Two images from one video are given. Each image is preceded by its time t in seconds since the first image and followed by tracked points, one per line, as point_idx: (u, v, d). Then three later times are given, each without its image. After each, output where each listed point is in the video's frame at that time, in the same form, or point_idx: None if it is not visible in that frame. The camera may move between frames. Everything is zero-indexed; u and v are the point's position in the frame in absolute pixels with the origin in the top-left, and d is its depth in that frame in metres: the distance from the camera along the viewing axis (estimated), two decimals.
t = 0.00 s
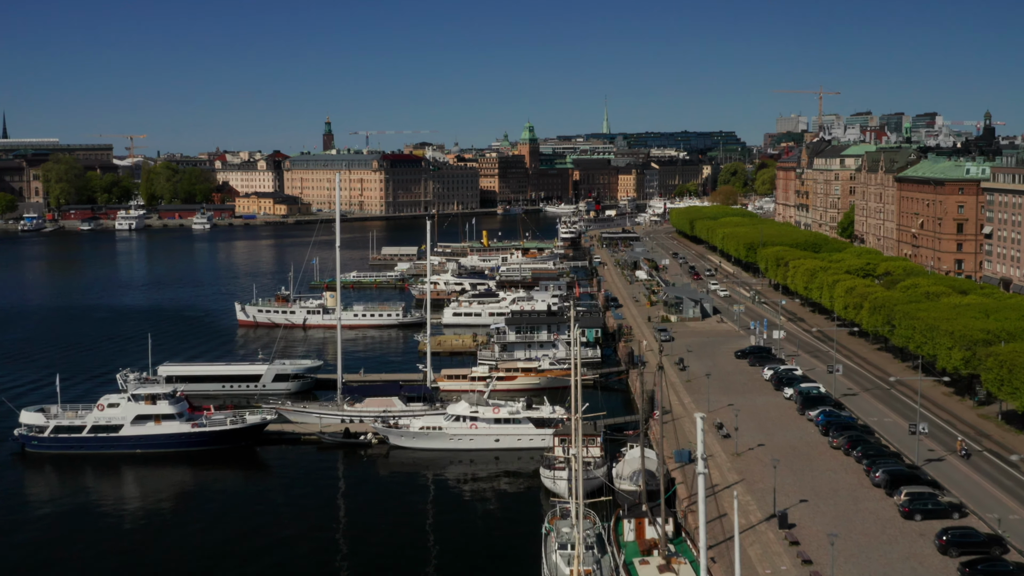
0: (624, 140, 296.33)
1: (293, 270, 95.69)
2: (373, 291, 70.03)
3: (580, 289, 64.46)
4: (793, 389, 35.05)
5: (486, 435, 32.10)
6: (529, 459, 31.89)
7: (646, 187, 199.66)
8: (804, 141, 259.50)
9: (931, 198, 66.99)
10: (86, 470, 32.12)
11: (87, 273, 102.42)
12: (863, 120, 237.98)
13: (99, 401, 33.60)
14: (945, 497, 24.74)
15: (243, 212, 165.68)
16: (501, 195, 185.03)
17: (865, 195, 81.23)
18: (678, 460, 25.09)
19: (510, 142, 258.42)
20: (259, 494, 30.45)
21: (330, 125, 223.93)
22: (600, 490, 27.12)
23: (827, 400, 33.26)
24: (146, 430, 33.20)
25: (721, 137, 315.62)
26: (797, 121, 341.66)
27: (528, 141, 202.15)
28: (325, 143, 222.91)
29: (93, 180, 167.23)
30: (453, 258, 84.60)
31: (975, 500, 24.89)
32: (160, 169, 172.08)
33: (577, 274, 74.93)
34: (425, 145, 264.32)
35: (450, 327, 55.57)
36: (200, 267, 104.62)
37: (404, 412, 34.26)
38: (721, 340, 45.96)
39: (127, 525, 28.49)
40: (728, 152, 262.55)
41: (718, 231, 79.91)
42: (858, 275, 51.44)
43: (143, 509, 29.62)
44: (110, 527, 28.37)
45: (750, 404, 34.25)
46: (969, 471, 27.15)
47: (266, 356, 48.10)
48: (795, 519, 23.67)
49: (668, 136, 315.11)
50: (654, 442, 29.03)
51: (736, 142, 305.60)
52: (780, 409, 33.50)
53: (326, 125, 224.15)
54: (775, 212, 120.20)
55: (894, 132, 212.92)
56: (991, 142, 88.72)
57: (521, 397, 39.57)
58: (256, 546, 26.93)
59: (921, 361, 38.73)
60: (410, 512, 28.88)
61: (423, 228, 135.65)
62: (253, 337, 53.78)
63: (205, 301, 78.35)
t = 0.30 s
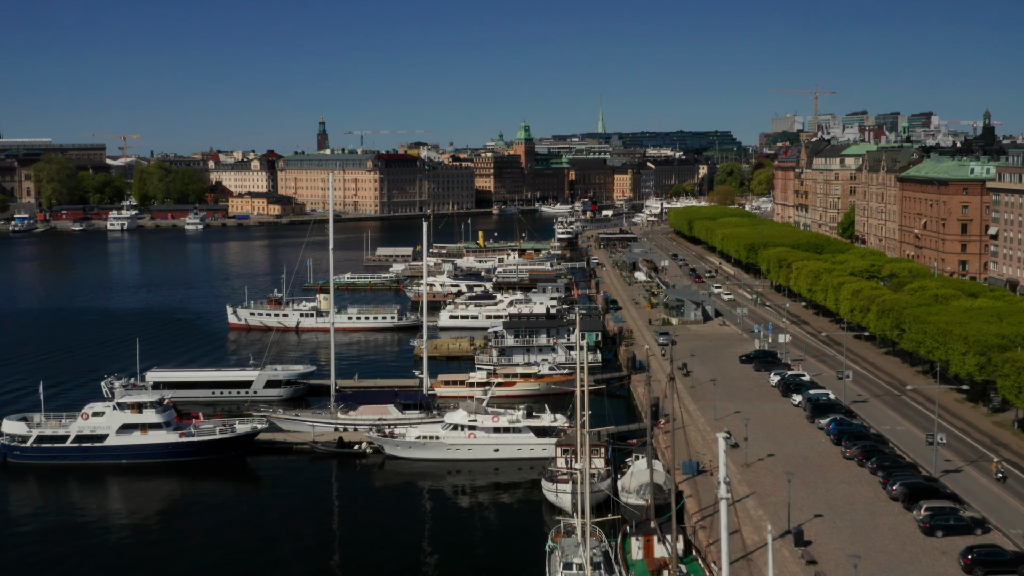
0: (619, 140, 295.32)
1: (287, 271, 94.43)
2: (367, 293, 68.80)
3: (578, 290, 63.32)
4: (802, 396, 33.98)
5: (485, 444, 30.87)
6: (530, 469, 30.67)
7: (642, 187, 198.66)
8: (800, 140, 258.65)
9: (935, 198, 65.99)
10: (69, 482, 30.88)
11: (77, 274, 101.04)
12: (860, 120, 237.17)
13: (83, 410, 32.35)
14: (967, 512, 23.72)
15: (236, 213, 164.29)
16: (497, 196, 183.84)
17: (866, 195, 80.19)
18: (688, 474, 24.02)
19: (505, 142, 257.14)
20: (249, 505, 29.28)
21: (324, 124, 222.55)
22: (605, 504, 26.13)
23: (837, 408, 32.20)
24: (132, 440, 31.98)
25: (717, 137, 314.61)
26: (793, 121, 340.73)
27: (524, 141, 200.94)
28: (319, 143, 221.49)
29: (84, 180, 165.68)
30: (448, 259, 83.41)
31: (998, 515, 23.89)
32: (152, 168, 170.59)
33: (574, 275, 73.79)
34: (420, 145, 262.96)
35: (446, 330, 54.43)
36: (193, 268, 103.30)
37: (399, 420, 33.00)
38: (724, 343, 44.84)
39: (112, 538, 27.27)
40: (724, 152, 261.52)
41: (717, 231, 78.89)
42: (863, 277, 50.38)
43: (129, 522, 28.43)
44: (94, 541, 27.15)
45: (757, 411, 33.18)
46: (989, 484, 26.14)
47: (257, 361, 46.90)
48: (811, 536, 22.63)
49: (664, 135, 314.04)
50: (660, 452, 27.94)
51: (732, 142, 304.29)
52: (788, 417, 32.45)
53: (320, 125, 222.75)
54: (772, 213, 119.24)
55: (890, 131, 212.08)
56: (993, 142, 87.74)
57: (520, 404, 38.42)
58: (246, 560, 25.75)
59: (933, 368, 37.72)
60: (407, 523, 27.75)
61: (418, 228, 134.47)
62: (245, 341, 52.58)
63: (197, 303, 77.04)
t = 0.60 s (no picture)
0: (614, 139, 294.37)
1: (281, 272, 93.22)
2: (362, 295, 67.66)
3: (576, 292, 62.19)
4: (812, 404, 32.88)
5: (484, 455, 29.65)
6: (531, 480, 29.49)
7: (638, 187, 197.69)
8: (796, 139, 257.87)
9: (938, 198, 65.03)
10: (52, 494, 29.67)
11: (68, 276, 99.70)
12: (856, 119, 236.35)
13: (67, 419, 31.11)
14: (990, 527, 22.72)
15: (230, 213, 163.02)
16: (492, 196, 182.70)
17: (867, 195, 79.17)
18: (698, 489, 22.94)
19: (500, 142, 256.11)
20: (240, 518, 28.12)
21: (318, 124, 221.25)
22: (611, 520, 24.95)
23: (849, 416, 31.12)
24: (117, 450, 30.76)
25: (712, 136, 313.72)
26: (789, 121, 339.86)
27: (519, 140, 199.82)
28: (313, 143, 220.20)
29: (76, 181, 164.22)
30: (444, 260, 82.27)
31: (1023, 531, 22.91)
32: (145, 168, 169.20)
33: (571, 277, 72.72)
34: (414, 145, 261.66)
35: (442, 334, 53.30)
36: (186, 270, 102.04)
37: (395, 429, 31.80)
38: (728, 348, 43.78)
39: (95, 553, 26.06)
40: (720, 152, 260.47)
41: (716, 232, 77.90)
42: (869, 279, 49.31)
43: (114, 535, 27.25)
44: (78, 555, 25.98)
45: (765, 418, 32.14)
46: (1010, 496, 25.18)
47: (249, 366, 45.77)
48: (830, 555, 21.61)
49: (659, 135, 313.02)
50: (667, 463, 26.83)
51: (728, 142, 303.17)
52: (798, 425, 31.44)
53: (314, 125, 221.44)
54: (770, 213, 118.22)
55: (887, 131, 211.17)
56: (995, 141, 86.71)
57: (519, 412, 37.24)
58: None
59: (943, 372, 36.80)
60: (404, 536, 26.61)
61: (413, 228, 133.31)
62: (236, 345, 51.42)
63: (189, 305, 75.82)
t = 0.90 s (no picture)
0: (609, 139, 293.48)
1: (275, 274, 92.03)
2: (356, 297, 66.47)
3: (574, 294, 61.08)
4: (821, 412, 31.87)
5: (484, 466, 28.47)
6: (533, 492, 28.32)
7: (634, 187, 196.71)
8: (791, 139, 257.10)
9: (941, 198, 64.06)
10: (34, 507, 28.47)
11: (58, 277, 98.31)
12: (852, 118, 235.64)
13: (48, 429, 29.88)
14: (1016, 545, 21.71)
15: (222, 214, 161.69)
16: (487, 196, 181.54)
17: (868, 195, 78.18)
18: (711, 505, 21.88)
19: (495, 142, 254.85)
20: (230, 531, 26.98)
21: (312, 124, 219.90)
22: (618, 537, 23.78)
23: (862, 424, 30.10)
24: (102, 462, 29.56)
25: (706, 136, 312.78)
26: (784, 120, 338.93)
27: (514, 140, 198.71)
28: (307, 143, 218.78)
29: (68, 181, 162.71)
30: (440, 261, 81.14)
31: None
32: (137, 168, 167.75)
33: (569, 279, 71.65)
34: (409, 145, 260.39)
35: (438, 337, 52.20)
36: (178, 271, 100.78)
37: (391, 438, 30.63)
38: (732, 352, 42.71)
39: (78, 570, 24.89)
40: (716, 152, 259.52)
41: (715, 233, 76.89)
42: (874, 281, 48.30)
43: (97, 549, 26.08)
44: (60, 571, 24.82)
45: (774, 428, 31.10)
46: None
47: (241, 371, 44.63)
48: None
49: (653, 135, 312.14)
50: (675, 476, 25.77)
51: (723, 142, 302.02)
52: (808, 435, 30.41)
53: (308, 125, 220.11)
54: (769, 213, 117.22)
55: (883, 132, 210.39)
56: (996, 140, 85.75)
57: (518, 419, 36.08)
58: None
59: (955, 378, 35.84)
60: (400, 550, 25.46)
61: (408, 229, 132.10)
62: (228, 350, 50.25)
63: (182, 307, 74.58)
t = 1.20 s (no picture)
0: (604, 139, 292.59)
1: (268, 276, 90.83)
2: (350, 299, 65.32)
3: (572, 297, 59.93)
4: (832, 420, 30.83)
5: (483, 479, 27.30)
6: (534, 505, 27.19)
7: (630, 187, 195.74)
8: (787, 139, 256.18)
9: (945, 199, 63.04)
10: (14, 521, 27.28)
11: (48, 279, 96.95)
12: (847, 117, 234.87)
13: (29, 440, 28.68)
14: None
15: (215, 214, 160.34)
16: (482, 196, 180.39)
17: (869, 195, 77.15)
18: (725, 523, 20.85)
19: (489, 142, 253.54)
20: (218, 547, 25.83)
21: (306, 124, 218.50)
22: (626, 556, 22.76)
23: (876, 434, 29.07)
24: (85, 474, 28.35)
25: (701, 136, 311.77)
26: (780, 121, 338.13)
27: (510, 140, 197.60)
28: (301, 143, 217.33)
29: (59, 181, 161.19)
30: (435, 262, 80.03)
31: None
32: (129, 168, 166.26)
33: (567, 280, 70.56)
34: (403, 145, 259.04)
35: (434, 340, 51.08)
36: (170, 273, 99.53)
37: (386, 448, 29.45)
38: (736, 357, 41.63)
39: None
40: (712, 152, 258.57)
41: (714, 234, 75.85)
42: (879, 283, 47.25)
43: (79, 567, 24.90)
44: None
45: (784, 437, 30.06)
46: None
47: (232, 377, 43.48)
48: None
49: (648, 135, 311.27)
50: (684, 489, 24.71)
51: (719, 142, 301.03)
52: (819, 444, 29.39)
53: (302, 125, 218.70)
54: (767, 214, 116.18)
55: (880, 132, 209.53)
56: (997, 140, 84.75)
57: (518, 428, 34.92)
58: None
59: (968, 385, 34.85)
60: (396, 567, 24.32)
61: (402, 230, 130.86)
62: (219, 354, 49.10)
63: (174, 310, 73.37)
